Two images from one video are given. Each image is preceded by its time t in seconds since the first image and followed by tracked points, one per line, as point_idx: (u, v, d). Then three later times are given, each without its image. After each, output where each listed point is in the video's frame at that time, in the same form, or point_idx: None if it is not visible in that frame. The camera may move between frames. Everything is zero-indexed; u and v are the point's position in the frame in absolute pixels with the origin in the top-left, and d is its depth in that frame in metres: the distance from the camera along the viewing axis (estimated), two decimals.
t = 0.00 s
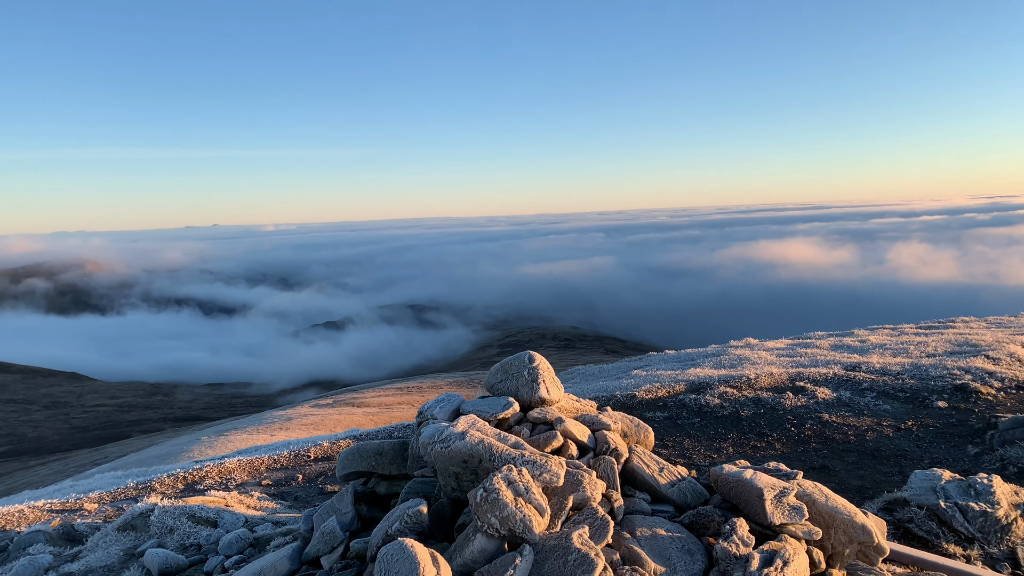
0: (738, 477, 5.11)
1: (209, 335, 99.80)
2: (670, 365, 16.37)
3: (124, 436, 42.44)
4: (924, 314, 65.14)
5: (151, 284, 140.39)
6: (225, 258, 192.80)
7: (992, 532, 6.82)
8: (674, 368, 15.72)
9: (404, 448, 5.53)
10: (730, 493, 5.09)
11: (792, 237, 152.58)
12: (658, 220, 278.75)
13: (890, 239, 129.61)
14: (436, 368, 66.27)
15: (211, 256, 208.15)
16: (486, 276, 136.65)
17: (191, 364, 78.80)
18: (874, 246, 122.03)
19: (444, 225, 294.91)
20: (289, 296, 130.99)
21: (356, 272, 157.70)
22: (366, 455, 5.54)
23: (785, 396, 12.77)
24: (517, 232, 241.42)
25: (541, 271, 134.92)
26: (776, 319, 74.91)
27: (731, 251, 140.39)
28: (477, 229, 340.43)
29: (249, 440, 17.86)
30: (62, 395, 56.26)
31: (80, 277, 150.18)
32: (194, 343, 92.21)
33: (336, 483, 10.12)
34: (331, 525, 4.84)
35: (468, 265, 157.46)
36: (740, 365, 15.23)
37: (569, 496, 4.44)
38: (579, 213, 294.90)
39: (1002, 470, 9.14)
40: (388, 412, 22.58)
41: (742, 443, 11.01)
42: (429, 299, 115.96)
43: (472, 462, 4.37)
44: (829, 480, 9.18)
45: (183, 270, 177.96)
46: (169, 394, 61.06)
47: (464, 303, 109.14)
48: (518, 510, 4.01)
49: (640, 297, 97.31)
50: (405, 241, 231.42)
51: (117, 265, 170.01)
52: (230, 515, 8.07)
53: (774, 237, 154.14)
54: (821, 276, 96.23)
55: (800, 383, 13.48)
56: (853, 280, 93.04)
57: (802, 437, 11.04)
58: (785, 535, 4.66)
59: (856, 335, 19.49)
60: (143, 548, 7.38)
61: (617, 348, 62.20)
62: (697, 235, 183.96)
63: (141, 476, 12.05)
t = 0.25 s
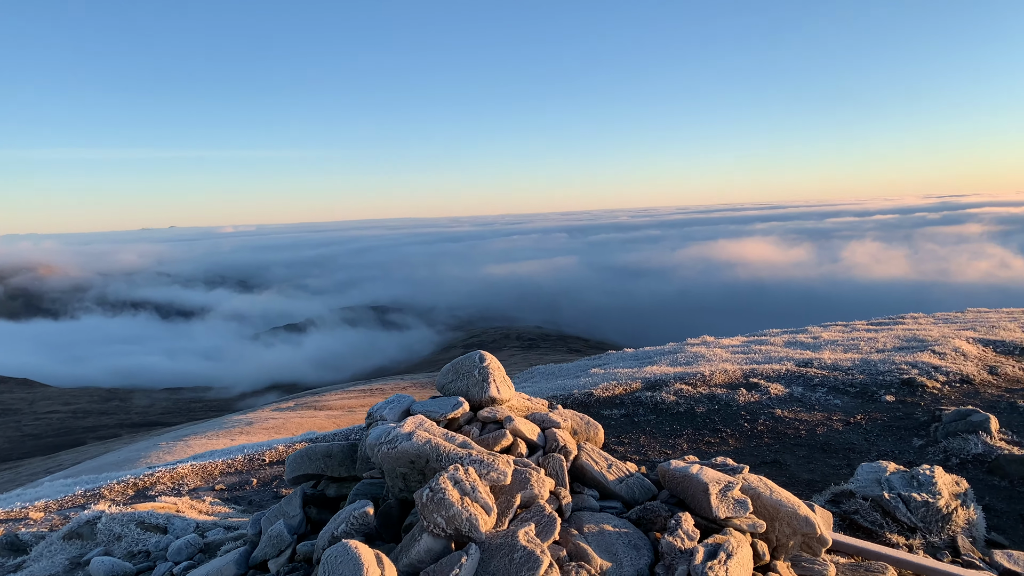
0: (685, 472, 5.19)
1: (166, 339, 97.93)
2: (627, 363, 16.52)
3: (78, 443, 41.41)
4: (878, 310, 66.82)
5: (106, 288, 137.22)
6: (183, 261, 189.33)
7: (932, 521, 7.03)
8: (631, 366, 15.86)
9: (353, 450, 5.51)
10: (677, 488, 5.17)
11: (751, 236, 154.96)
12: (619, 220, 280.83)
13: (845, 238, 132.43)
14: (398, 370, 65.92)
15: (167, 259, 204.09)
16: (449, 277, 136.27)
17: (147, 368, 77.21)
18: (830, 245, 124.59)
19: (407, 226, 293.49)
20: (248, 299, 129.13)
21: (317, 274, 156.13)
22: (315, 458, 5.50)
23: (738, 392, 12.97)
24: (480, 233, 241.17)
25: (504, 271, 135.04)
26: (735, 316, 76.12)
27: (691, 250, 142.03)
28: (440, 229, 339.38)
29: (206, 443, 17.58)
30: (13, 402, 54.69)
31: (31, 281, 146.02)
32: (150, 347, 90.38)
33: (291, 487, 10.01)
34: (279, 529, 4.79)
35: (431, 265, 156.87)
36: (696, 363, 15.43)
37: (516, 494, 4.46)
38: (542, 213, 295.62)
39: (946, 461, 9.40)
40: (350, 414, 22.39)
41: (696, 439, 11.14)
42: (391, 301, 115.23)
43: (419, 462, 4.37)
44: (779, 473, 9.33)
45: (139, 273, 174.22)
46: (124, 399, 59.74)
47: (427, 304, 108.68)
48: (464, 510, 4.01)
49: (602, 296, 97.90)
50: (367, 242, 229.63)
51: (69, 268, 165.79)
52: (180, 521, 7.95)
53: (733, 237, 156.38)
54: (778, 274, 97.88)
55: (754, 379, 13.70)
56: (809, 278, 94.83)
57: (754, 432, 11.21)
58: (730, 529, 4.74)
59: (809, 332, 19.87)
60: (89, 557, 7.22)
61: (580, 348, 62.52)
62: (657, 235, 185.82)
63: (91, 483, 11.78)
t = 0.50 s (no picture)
0: (632, 472, 5.21)
1: (115, 344, 95.47)
2: (582, 365, 16.55)
3: (22, 453, 40.07)
4: (829, 308, 68.43)
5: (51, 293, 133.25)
6: (132, 265, 184.83)
7: (875, 516, 7.18)
8: (586, 368, 15.93)
9: (298, 457, 5.44)
10: (624, 489, 5.19)
11: (705, 237, 157.26)
12: (576, 221, 282.50)
13: (796, 239, 135.20)
14: (356, 373, 65.28)
15: (115, 262, 198.98)
16: (407, 279, 135.45)
17: (95, 375, 75.14)
18: (782, 245, 127.02)
19: (363, 229, 291.10)
20: (201, 303, 126.62)
21: (271, 278, 153.87)
22: (259, 465, 5.41)
23: (691, 392, 13.08)
24: (437, 235, 240.24)
25: (462, 273, 134.76)
26: (691, 316, 77.18)
27: (647, 251, 143.50)
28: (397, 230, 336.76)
29: (155, 451, 17.15)
30: None
31: None
32: (99, 353, 88.00)
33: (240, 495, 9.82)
34: (221, 538, 4.67)
35: (388, 267, 155.75)
36: (649, 363, 15.57)
37: (462, 499, 4.43)
38: (499, 214, 295.61)
39: (889, 457, 9.63)
40: (306, 419, 22.07)
41: (649, 439, 11.21)
42: (348, 304, 114.11)
43: (363, 468, 4.33)
44: (732, 471, 9.40)
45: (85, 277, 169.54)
46: (71, 407, 58.03)
47: (384, 306, 107.87)
48: (407, 516, 3.97)
49: (560, 297, 98.31)
50: (323, 244, 227.07)
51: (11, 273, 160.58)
52: (122, 532, 7.73)
53: (688, 238, 158.51)
54: (732, 275, 99.33)
55: (705, 379, 13.89)
56: (762, 278, 96.54)
57: (706, 432, 11.28)
58: (676, 529, 4.78)
59: (761, 331, 20.20)
60: (25, 572, 6.97)
61: (539, 349, 62.66)
62: (614, 236, 187.31)
63: (30, 495, 11.39)
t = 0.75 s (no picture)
0: (584, 471, 5.24)
1: (62, 347, 92.78)
2: (539, 364, 16.59)
3: None
4: (782, 307, 69.85)
5: None
6: (80, 266, 179.96)
7: (822, 510, 7.32)
8: (543, 367, 15.98)
9: (246, 462, 5.35)
10: (576, 488, 5.21)
11: (662, 237, 159.10)
12: (534, 221, 283.44)
13: (750, 238, 137.60)
14: (313, 375, 64.49)
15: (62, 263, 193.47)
16: (364, 280, 134.36)
17: (41, 379, 72.94)
18: (736, 245, 129.18)
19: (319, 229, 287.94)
20: (152, 304, 123.84)
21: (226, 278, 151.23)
22: (205, 470, 5.31)
23: (645, 390, 13.21)
24: (395, 235, 238.76)
25: (421, 274, 134.18)
26: (649, 314, 78.04)
27: (605, 251, 144.63)
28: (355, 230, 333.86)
29: (103, 456, 16.70)
30: None
31: None
32: (45, 357, 85.44)
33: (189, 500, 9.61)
34: (165, 544, 4.57)
35: (345, 268, 154.25)
36: (605, 362, 15.68)
37: (412, 501, 4.40)
38: (457, 215, 295.13)
39: (837, 452, 9.84)
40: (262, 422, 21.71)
41: (604, 437, 11.25)
42: (305, 305, 112.73)
43: (311, 472, 4.28)
44: (686, 468, 9.51)
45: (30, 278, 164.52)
46: (15, 413, 56.21)
47: (342, 307, 106.80)
48: (356, 518, 3.92)
49: (519, 297, 98.52)
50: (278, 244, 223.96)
51: None
52: (64, 541, 7.50)
53: (645, 238, 160.20)
54: (688, 274, 100.58)
55: (659, 377, 14.03)
56: (717, 277, 98.01)
57: (660, 429, 11.39)
58: (627, 525, 4.81)
59: (715, 329, 20.50)
60: None
61: (498, 349, 62.65)
62: (572, 235, 188.37)
63: None
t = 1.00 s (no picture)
0: (537, 470, 5.24)
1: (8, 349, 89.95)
2: (497, 363, 16.58)
3: None
4: (739, 304, 71.03)
5: None
6: (26, 266, 174.67)
7: (773, 505, 7.44)
8: (501, 366, 16.00)
9: (192, 465, 5.25)
10: (528, 488, 5.20)
11: (620, 236, 160.39)
12: (494, 220, 283.60)
13: (707, 237, 139.50)
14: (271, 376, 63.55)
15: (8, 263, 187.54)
16: (323, 280, 132.97)
17: None
18: (694, 244, 130.93)
19: (277, 228, 284.25)
20: (103, 305, 120.81)
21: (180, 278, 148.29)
22: (150, 474, 5.18)
23: (602, 388, 13.27)
24: (354, 234, 236.70)
25: (380, 273, 133.19)
26: (609, 313, 78.63)
27: (565, 250, 145.30)
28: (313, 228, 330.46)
29: (49, 461, 16.21)
30: None
31: None
32: None
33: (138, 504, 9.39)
34: (106, 553, 4.42)
35: (303, 267, 152.42)
36: (563, 360, 15.75)
37: (362, 504, 4.35)
38: (417, 214, 293.87)
39: (788, 447, 10.01)
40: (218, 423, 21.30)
41: (561, 435, 11.21)
42: (262, 304, 111.05)
43: (256, 476, 4.22)
44: (642, 464, 9.57)
45: None
46: None
47: (300, 307, 105.49)
48: (304, 522, 3.86)
49: (479, 296, 98.45)
50: (234, 243, 220.33)
51: None
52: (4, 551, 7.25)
53: (604, 237, 161.27)
54: (647, 272, 101.58)
55: (616, 375, 14.12)
56: (675, 275, 99.12)
57: (617, 426, 11.44)
58: (579, 524, 4.81)
59: (673, 327, 20.72)
60: None
61: (459, 348, 62.54)
62: (532, 234, 188.87)
63: None
